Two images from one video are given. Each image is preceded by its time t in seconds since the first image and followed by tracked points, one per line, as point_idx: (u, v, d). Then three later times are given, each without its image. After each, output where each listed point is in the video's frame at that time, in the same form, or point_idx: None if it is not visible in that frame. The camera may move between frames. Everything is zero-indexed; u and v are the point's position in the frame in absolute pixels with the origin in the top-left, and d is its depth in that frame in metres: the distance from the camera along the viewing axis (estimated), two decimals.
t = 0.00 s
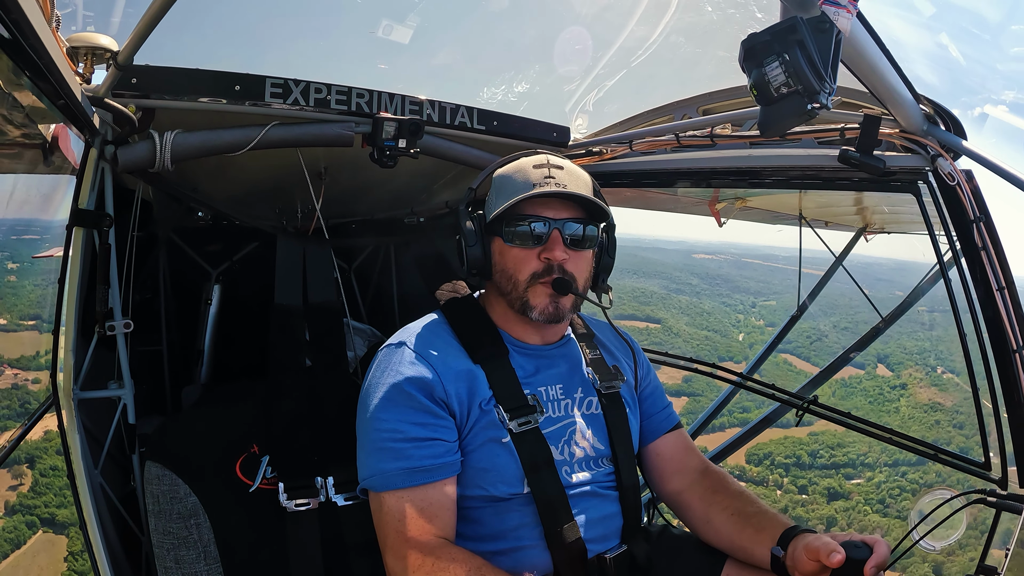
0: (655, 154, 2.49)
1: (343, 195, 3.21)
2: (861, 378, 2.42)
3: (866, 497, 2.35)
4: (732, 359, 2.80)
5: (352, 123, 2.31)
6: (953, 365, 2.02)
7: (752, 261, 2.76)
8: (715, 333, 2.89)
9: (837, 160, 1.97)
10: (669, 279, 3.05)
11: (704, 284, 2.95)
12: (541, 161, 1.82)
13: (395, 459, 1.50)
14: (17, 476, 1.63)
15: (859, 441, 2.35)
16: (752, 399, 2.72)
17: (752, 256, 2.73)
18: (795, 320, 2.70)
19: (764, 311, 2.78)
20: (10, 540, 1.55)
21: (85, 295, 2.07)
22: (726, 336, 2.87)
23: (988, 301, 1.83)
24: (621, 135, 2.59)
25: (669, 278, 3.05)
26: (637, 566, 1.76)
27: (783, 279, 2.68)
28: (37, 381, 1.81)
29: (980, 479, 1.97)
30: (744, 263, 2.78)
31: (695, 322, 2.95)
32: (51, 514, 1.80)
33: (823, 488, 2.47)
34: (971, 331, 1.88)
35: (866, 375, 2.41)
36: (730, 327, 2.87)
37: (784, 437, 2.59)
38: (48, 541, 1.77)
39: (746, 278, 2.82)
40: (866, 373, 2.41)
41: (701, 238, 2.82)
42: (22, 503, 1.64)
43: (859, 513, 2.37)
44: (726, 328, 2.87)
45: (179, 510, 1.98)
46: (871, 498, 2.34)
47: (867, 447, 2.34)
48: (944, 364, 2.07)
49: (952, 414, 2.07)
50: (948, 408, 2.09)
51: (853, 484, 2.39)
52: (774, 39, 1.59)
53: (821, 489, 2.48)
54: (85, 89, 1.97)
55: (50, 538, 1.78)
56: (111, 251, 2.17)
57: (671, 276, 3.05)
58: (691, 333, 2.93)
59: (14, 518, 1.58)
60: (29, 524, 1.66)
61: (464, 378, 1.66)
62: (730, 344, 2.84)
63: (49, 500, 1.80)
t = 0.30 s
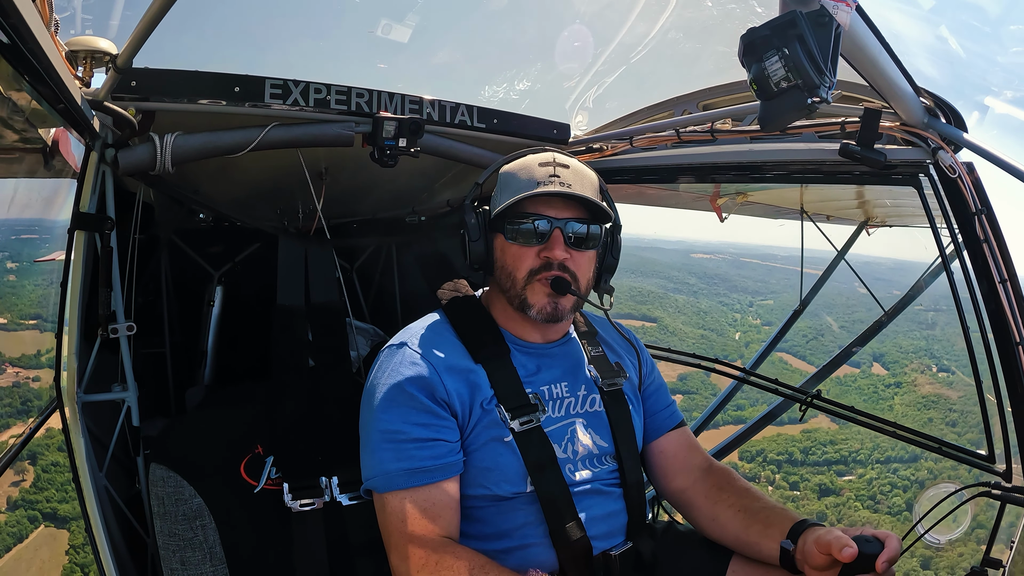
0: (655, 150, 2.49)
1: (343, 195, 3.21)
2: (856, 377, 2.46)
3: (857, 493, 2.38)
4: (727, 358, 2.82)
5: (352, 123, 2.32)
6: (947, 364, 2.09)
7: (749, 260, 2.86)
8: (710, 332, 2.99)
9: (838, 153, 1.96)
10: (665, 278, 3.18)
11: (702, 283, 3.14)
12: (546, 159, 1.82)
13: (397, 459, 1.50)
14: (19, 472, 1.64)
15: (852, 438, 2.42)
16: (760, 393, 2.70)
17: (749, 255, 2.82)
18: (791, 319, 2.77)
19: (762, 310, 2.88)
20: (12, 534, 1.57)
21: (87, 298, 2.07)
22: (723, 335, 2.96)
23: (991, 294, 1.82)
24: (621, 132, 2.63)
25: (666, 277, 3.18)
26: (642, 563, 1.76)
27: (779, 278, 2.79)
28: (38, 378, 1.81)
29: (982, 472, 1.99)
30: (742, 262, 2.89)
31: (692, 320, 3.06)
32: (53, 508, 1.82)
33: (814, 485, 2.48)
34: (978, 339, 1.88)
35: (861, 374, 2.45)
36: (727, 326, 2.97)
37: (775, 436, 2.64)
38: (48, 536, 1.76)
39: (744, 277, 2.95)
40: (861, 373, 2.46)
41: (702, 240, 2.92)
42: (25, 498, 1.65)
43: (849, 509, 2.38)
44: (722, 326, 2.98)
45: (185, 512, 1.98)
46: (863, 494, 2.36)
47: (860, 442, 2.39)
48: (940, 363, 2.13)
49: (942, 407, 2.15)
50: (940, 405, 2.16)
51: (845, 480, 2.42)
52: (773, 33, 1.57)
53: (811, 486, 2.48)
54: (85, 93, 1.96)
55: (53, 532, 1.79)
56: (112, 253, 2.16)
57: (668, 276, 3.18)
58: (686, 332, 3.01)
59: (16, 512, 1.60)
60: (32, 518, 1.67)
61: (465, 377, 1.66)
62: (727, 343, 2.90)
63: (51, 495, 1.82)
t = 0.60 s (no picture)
0: (656, 146, 2.48)
1: (343, 194, 3.21)
2: (851, 374, 2.46)
3: (848, 489, 2.39)
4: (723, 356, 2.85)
5: (351, 122, 2.32)
6: (944, 360, 2.10)
7: (747, 258, 2.76)
8: (707, 330, 2.91)
9: (838, 147, 1.97)
10: (664, 277, 3.03)
11: (699, 282, 2.92)
12: (543, 154, 1.81)
13: (399, 457, 1.50)
14: (21, 469, 1.61)
15: (840, 434, 2.44)
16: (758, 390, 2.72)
17: (749, 254, 2.73)
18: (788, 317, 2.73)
19: (760, 309, 2.78)
20: (16, 528, 1.53)
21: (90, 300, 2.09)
22: (717, 334, 2.89)
23: (992, 286, 1.82)
24: (621, 127, 2.57)
25: (665, 276, 3.02)
26: (646, 560, 1.78)
27: (777, 277, 2.74)
28: (39, 377, 1.79)
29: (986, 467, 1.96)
30: (740, 262, 2.78)
31: (688, 319, 2.96)
32: (55, 503, 1.78)
33: (807, 480, 2.48)
34: (981, 337, 1.88)
35: (856, 372, 2.44)
36: (722, 324, 2.88)
37: (769, 430, 2.66)
38: (50, 530, 1.73)
39: (741, 276, 2.81)
40: (856, 370, 2.44)
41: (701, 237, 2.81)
42: (27, 493, 1.62)
43: (841, 504, 2.39)
44: (719, 325, 2.88)
45: (189, 512, 2.02)
46: (855, 490, 2.37)
47: (852, 439, 2.41)
48: (932, 359, 2.17)
49: (935, 403, 2.15)
50: (929, 402, 2.18)
51: (837, 476, 2.43)
52: (771, 27, 1.57)
53: (804, 482, 2.48)
54: (84, 95, 1.96)
55: (54, 527, 1.76)
56: (114, 256, 2.17)
57: (668, 275, 3.02)
58: (682, 330, 2.98)
59: (18, 507, 1.56)
60: (34, 513, 1.64)
61: (465, 375, 1.66)
62: (721, 341, 2.87)
63: (53, 490, 1.78)
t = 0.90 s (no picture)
0: (656, 150, 2.49)
1: (344, 195, 3.22)
2: (846, 372, 2.51)
3: (840, 484, 2.48)
4: (718, 354, 2.90)
5: (352, 123, 2.31)
6: (941, 359, 2.14)
7: (747, 258, 2.86)
8: (703, 328, 3.00)
9: (838, 152, 1.95)
10: (663, 275, 3.16)
11: (697, 280, 3.11)
12: (556, 158, 1.82)
13: (396, 460, 1.50)
14: (25, 464, 1.63)
15: (834, 431, 2.49)
16: (755, 395, 2.75)
17: (748, 253, 2.82)
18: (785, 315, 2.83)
19: (757, 307, 2.90)
20: (18, 523, 1.56)
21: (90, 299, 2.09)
22: (714, 331, 2.98)
23: (992, 291, 1.82)
24: (623, 131, 2.65)
25: (662, 274, 3.16)
26: (645, 560, 1.78)
27: (776, 276, 2.83)
28: (40, 377, 1.79)
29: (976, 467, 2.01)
30: (740, 260, 2.89)
31: (685, 316, 3.06)
32: (58, 498, 1.82)
33: (799, 476, 2.58)
34: (979, 336, 1.89)
35: (851, 369, 2.50)
36: (719, 323, 2.99)
37: (764, 430, 2.71)
38: (54, 525, 1.77)
39: (741, 274, 2.95)
40: (851, 368, 2.50)
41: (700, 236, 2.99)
42: (29, 489, 1.64)
43: (832, 499, 2.48)
44: (715, 322, 2.99)
45: (187, 512, 2.00)
46: (846, 485, 2.46)
47: (844, 436, 2.47)
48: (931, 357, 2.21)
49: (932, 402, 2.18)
50: (925, 399, 2.21)
51: (829, 471, 2.51)
52: (773, 31, 1.57)
53: (796, 477, 2.59)
54: (85, 93, 1.96)
55: (56, 522, 1.78)
56: (114, 255, 2.15)
57: (665, 273, 3.17)
58: (679, 328, 3.03)
59: (21, 502, 1.59)
60: (36, 507, 1.67)
61: (464, 379, 1.66)
62: (717, 339, 2.95)
63: (55, 486, 1.81)
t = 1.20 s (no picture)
0: (657, 162, 2.50)
1: (344, 200, 3.23)
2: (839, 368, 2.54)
3: (832, 479, 2.52)
4: (713, 351, 2.91)
5: (354, 129, 2.33)
6: (934, 356, 2.13)
7: (746, 256, 2.80)
8: (700, 326, 2.98)
9: (838, 168, 1.98)
10: (659, 274, 3.08)
11: (695, 279, 3.02)
12: (562, 171, 1.83)
13: (393, 470, 1.50)
14: (25, 460, 1.67)
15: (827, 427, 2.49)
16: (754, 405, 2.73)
17: (747, 251, 2.77)
18: (781, 314, 2.77)
19: (754, 305, 2.85)
20: (22, 517, 1.61)
21: (88, 297, 2.08)
22: (710, 329, 2.96)
23: (990, 309, 1.82)
24: (624, 143, 2.65)
25: (661, 273, 3.07)
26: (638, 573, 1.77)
27: (773, 274, 2.76)
28: (41, 374, 1.85)
29: (960, 480, 2.03)
30: (738, 258, 2.83)
31: (683, 314, 3.02)
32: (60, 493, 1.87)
33: (792, 471, 2.61)
34: (971, 334, 1.88)
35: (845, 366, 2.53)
36: (715, 320, 2.96)
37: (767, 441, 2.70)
38: (57, 519, 1.85)
39: (739, 273, 2.87)
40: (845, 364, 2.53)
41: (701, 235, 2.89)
42: (32, 484, 1.69)
43: (823, 494, 2.53)
44: (712, 320, 2.96)
45: (179, 513, 1.99)
46: (838, 480, 2.50)
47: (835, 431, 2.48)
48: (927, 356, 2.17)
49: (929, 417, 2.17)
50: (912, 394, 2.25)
51: (821, 467, 2.55)
52: (776, 46, 1.58)
53: (788, 472, 2.61)
54: (90, 91, 1.97)
55: (61, 516, 1.88)
56: (113, 254, 2.16)
57: (664, 272, 3.08)
58: (676, 326, 3.01)
59: (24, 497, 1.63)
60: (38, 502, 1.72)
61: (460, 390, 1.65)
62: (714, 337, 2.94)
63: (60, 481, 1.87)
